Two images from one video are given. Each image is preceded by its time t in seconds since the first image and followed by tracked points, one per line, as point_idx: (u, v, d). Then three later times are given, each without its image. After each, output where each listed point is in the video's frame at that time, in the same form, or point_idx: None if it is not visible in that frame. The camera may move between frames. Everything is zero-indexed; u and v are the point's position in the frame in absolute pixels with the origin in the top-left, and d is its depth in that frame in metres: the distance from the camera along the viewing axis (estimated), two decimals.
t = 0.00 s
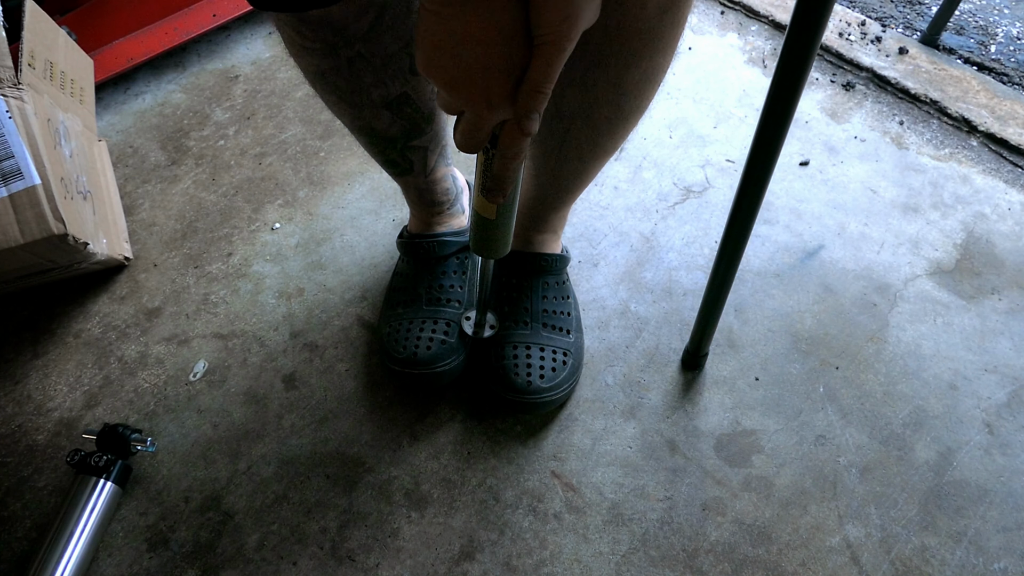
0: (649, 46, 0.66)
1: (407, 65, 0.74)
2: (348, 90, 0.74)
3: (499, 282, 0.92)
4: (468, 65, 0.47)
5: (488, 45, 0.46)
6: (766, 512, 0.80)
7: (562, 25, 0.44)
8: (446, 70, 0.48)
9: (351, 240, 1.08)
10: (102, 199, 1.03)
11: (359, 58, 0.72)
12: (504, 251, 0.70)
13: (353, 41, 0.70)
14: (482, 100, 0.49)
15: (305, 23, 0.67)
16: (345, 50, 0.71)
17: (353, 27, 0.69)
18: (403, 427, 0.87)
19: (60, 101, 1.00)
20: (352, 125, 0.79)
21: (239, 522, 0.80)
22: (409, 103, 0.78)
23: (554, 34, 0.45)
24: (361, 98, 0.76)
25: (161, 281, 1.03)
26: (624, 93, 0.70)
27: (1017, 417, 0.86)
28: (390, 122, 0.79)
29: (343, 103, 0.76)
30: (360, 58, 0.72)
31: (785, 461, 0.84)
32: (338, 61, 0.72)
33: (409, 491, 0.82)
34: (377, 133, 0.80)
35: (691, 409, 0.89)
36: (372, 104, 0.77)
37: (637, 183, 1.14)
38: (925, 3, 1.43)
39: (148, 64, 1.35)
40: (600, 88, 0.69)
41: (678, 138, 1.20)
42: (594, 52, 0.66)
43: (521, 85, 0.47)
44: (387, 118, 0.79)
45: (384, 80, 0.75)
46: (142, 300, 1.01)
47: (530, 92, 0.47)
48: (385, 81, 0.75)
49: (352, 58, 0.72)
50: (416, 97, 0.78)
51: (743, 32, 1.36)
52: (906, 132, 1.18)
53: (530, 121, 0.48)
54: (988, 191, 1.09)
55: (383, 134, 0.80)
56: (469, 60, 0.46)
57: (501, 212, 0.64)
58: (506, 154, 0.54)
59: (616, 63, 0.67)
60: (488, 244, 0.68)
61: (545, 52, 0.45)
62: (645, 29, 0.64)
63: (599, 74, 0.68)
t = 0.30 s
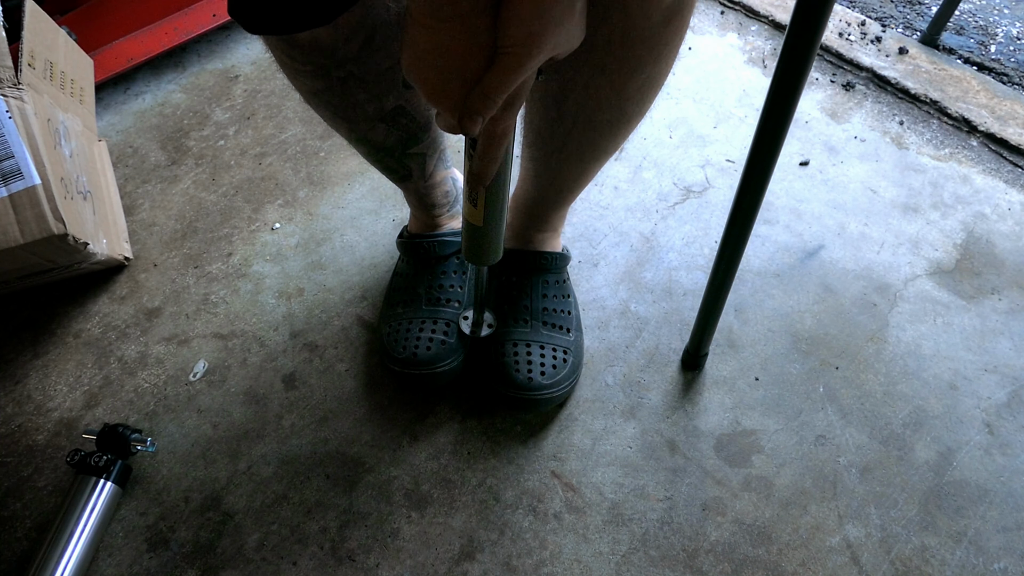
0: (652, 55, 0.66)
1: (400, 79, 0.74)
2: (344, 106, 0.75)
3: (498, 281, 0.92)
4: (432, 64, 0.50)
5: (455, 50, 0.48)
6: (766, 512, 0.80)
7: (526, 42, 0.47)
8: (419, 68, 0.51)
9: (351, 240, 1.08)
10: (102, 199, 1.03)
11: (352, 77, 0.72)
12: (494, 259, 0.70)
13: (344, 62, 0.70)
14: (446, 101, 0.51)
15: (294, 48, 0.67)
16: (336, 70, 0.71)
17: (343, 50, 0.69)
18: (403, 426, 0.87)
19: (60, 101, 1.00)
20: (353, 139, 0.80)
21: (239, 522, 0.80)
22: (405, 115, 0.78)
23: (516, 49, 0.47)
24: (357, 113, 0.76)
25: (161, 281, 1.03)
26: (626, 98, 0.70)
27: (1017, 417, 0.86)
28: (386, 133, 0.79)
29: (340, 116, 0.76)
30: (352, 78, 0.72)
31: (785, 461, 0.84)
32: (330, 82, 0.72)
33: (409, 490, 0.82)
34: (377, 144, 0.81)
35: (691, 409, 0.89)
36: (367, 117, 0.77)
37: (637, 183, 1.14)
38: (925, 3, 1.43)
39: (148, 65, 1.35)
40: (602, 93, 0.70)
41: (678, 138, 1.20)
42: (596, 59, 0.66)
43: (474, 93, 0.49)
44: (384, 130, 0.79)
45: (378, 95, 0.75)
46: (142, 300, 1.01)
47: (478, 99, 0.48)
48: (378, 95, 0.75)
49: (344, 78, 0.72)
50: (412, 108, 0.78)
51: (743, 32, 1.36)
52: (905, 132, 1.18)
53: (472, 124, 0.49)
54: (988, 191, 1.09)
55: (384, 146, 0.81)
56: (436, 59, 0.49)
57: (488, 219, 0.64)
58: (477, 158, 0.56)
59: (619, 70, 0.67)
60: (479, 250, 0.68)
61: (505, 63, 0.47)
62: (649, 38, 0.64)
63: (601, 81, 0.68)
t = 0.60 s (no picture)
0: (648, 71, 0.64)
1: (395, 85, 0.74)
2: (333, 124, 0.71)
3: (499, 280, 0.93)
4: (382, 122, 0.53)
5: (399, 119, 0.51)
6: (766, 512, 0.80)
7: (467, 119, 0.50)
8: (369, 124, 0.54)
9: (351, 240, 1.08)
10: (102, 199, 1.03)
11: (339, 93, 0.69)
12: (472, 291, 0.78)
13: (325, 88, 0.65)
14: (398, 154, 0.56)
15: (275, 76, 0.64)
16: (318, 95, 0.67)
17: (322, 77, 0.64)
18: (403, 427, 0.87)
19: (60, 101, 1.00)
20: (349, 149, 0.77)
21: (239, 522, 0.80)
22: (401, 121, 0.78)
23: (457, 126, 0.50)
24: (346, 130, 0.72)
25: (161, 280, 1.03)
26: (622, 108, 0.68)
27: (1017, 417, 0.86)
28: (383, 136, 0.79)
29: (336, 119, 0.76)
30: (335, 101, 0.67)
31: (786, 461, 0.84)
32: (314, 105, 0.68)
33: (409, 491, 0.82)
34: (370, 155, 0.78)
35: (691, 409, 0.89)
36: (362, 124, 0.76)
37: (637, 183, 1.14)
38: (925, 3, 1.43)
39: (148, 65, 1.35)
40: (599, 106, 0.68)
41: (678, 138, 1.20)
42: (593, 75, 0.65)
43: (420, 158, 0.53)
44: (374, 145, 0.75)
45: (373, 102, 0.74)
46: (142, 300, 1.01)
47: (423, 171, 0.53)
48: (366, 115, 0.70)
49: (327, 102, 0.68)
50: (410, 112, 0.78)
51: (743, 32, 1.36)
52: (905, 132, 1.18)
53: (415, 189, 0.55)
54: (988, 191, 1.09)
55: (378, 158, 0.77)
56: (382, 121, 0.52)
57: (461, 256, 0.70)
58: (437, 202, 0.61)
59: (616, 85, 0.65)
60: (457, 279, 0.74)
61: (447, 138, 0.51)
62: (645, 55, 0.62)
63: (598, 96, 0.67)
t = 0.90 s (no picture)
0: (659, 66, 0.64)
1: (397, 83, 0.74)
2: (335, 124, 0.72)
3: (500, 277, 0.93)
4: (398, 123, 0.55)
5: (416, 114, 0.54)
6: (766, 512, 0.80)
7: (480, 117, 0.52)
8: (386, 122, 0.56)
9: (351, 240, 1.08)
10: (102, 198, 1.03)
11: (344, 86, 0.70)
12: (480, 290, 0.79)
13: (329, 88, 0.66)
14: (414, 152, 0.58)
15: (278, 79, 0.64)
16: (321, 95, 0.67)
17: (327, 76, 0.64)
18: (403, 427, 0.87)
19: (60, 101, 1.00)
20: (351, 149, 0.78)
21: (239, 522, 0.80)
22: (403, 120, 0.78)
23: (470, 124, 0.52)
24: (349, 129, 0.72)
25: (161, 281, 1.03)
26: (632, 103, 0.69)
27: (1017, 417, 0.86)
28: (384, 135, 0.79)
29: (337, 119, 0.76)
30: (339, 100, 0.68)
31: (786, 461, 0.84)
32: (317, 105, 0.68)
33: (409, 490, 0.82)
34: (373, 154, 0.78)
35: (691, 409, 0.89)
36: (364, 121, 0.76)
37: (637, 183, 1.14)
38: (925, 3, 1.43)
39: (148, 65, 1.35)
40: (611, 102, 0.69)
41: (678, 138, 1.20)
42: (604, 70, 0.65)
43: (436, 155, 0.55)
44: (377, 142, 0.76)
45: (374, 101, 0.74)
46: (142, 300, 1.01)
47: (437, 166, 0.55)
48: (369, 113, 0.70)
49: (331, 101, 0.68)
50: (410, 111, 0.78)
51: (743, 32, 1.36)
52: (905, 132, 1.18)
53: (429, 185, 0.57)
54: (988, 191, 1.09)
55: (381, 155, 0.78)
56: (399, 119, 0.55)
57: (468, 252, 0.70)
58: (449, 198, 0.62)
59: (628, 79, 0.65)
60: (463, 277, 0.75)
61: (462, 135, 0.53)
62: (661, 50, 0.62)
63: (610, 90, 0.67)
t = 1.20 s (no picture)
0: (668, 73, 0.64)
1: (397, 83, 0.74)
2: (327, 132, 0.71)
3: (500, 278, 0.93)
4: (395, 134, 0.57)
5: (411, 126, 0.55)
6: (766, 512, 0.80)
7: (474, 132, 0.54)
8: (382, 135, 0.58)
9: (351, 240, 1.08)
10: (102, 198, 1.03)
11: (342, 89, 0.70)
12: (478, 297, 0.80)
13: (317, 98, 0.66)
14: (411, 164, 0.60)
15: (266, 89, 0.64)
16: (310, 105, 0.67)
17: (315, 87, 0.64)
18: (403, 427, 0.87)
19: (61, 101, 1.00)
20: (345, 154, 0.77)
21: (239, 522, 0.80)
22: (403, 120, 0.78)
23: (465, 137, 0.54)
24: (342, 136, 0.72)
25: (161, 281, 1.03)
26: (640, 108, 0.69)
27: (1017, 417, 0.86)
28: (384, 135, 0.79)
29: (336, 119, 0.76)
30: (334, 107, 0.67)
31: (786, 461, 0.84)
32: (306, 114, 0.68)
33: (409, 491, 0.82)
34: (367, 160, 0.78)
35: (691, 409, 0.89)
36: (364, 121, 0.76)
37: (637, 183, 1.14)
38: (925, 3, 1.43)
39: (148, 65, 1.35)
40: (620, 107, 0.68)
41: (678, 138, 1.20)
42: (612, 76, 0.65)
43: (432, 168, 0.57)
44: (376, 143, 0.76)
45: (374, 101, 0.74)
46: (142, 300, 1.01)
47: (433, 179, 0.57)
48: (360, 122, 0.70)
49: (320, 111, 0.68)
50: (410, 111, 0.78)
51: (743, 32, 1.36)
52: (905, 132, 1.18)
53: (425, 198, 0.59)
54: (988, 191, 1.09)
55: (376, 160, 0.78)
56: (394, 133, 0.57)
57: (467, 260, 0.72)
58: (446, 207, 0.63)
59: (638, 86, 0.65)
60: (461, 284, 0.76)
61: (457, 149, 0.55)
62: (673, 58, 0.62)
63: (619, 96, 0.67)
